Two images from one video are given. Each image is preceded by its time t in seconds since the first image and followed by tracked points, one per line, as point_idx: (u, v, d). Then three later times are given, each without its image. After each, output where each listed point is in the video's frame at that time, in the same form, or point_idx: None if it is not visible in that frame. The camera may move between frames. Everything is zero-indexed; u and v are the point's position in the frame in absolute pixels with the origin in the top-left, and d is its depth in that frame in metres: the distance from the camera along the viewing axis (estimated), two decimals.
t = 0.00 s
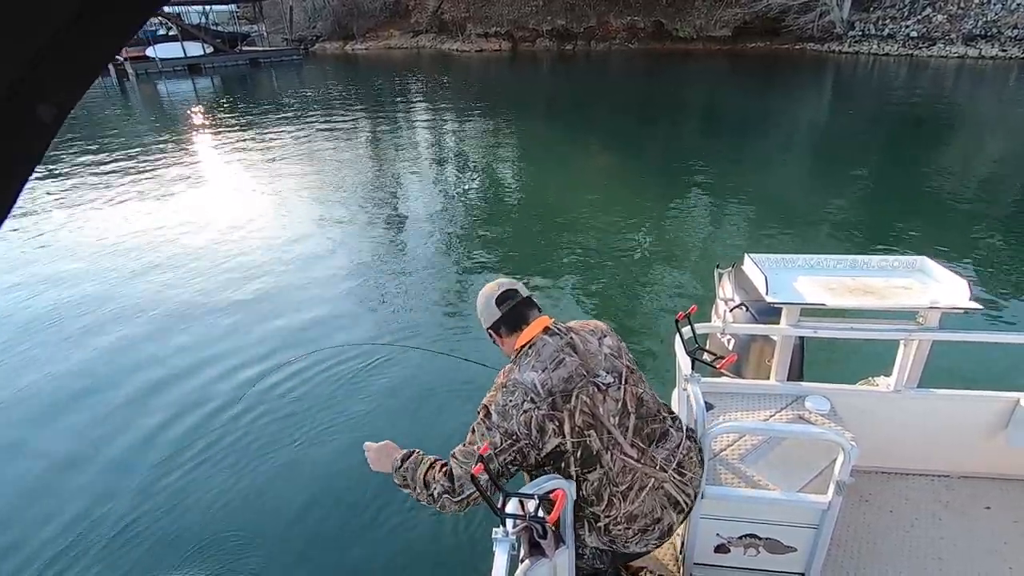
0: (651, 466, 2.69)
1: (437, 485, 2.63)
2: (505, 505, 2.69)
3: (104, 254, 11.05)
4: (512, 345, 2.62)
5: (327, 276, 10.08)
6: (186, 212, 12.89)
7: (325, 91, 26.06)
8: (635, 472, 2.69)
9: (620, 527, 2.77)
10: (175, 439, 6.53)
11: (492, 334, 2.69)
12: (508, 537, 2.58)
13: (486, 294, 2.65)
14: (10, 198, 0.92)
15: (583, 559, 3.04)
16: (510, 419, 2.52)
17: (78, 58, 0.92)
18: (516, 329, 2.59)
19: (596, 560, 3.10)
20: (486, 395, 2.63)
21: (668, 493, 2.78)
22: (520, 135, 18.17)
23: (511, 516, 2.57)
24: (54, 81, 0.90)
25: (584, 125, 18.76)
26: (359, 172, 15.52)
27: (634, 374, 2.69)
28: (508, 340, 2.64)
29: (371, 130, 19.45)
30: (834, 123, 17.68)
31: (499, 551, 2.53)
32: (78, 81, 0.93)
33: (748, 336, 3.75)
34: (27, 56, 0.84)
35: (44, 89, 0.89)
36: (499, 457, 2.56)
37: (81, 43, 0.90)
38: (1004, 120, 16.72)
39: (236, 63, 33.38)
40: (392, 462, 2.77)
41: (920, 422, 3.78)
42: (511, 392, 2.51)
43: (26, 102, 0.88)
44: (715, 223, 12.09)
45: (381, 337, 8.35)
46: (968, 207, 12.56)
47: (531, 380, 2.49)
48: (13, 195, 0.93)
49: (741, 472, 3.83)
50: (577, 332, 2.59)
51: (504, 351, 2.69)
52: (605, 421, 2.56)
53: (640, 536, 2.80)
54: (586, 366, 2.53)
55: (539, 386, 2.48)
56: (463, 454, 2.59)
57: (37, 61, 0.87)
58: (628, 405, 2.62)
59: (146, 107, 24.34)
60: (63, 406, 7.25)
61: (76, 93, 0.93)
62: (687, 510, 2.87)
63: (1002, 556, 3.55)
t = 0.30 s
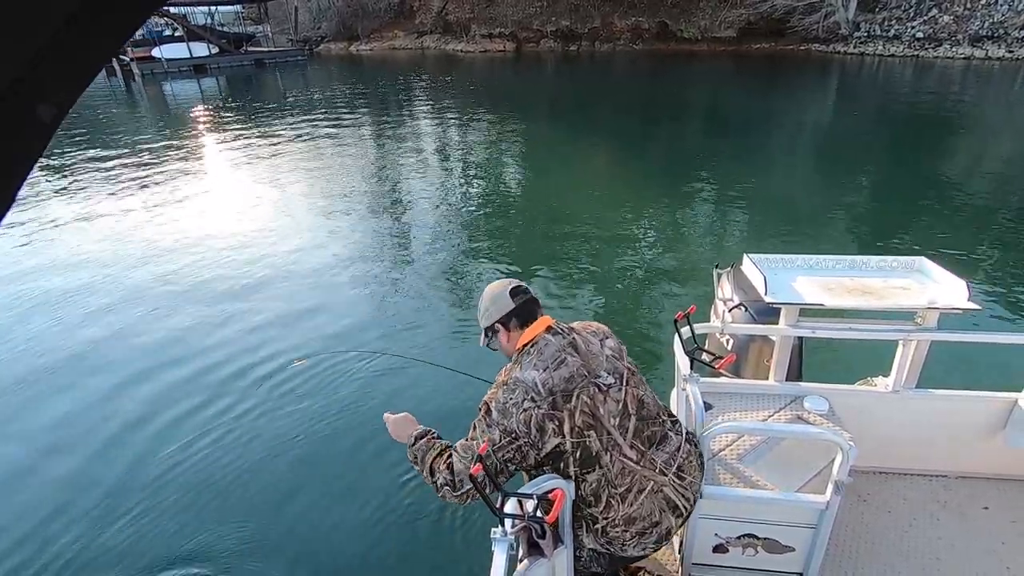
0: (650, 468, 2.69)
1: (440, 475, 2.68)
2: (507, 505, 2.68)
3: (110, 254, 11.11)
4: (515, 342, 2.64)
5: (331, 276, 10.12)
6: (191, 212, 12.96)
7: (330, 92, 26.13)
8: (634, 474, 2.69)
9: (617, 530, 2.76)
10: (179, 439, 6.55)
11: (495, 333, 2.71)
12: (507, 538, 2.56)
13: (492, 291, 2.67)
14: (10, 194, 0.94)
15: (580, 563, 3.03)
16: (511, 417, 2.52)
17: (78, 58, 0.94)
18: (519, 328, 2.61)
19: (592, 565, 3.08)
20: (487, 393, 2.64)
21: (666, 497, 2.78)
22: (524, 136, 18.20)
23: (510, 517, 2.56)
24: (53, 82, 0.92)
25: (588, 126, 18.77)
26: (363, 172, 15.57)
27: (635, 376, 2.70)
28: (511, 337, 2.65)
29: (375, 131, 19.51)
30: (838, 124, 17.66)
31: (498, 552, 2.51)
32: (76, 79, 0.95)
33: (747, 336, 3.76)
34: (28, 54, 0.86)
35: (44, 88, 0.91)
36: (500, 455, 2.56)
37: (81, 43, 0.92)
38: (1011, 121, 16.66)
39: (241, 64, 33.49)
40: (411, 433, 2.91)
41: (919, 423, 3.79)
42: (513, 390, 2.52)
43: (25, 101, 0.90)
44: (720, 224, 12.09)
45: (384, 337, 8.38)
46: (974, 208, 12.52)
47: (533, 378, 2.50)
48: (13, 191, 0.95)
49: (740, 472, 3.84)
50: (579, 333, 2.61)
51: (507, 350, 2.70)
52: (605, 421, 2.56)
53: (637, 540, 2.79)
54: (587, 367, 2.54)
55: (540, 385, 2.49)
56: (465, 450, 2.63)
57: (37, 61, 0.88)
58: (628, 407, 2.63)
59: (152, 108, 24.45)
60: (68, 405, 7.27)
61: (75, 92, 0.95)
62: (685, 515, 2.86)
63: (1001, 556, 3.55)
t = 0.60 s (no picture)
0: (650, 470, 2.68)
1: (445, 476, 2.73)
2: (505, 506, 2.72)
3: (116, 253, 11.15)
4: (514, 345, 2.64)
5: (335, 276, 10.15)
6: (197, 212, 13.01)
7: (335, 92, 26.20)
8: (634, 475, 2.68)
9: (618, 531, 2.75)
10: (184, 439, 6.56)
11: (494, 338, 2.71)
12: (506, 538, 2.61)
13: (492, 295, 2.67)
14: (9, 194, 0.93)
15: (580, 564, 3.02)
16: (511, 421, 2.54)
17: (78, 58, 0.92)
18: (517, 333, 2.62)
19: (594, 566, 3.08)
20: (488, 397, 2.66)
21: (667, 499, 2.76)
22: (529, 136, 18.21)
23: (509, 517, 2.62)
24: (53, 82, 0.91)
25: (592, 126, 18.77)
26: (368, 172, 15.61)
27: (634, 377, 2.69)
28: (511, 341, 2.65)
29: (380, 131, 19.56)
30: (844, 125, 17.63)
31: (497, 552, 2.55)
32: (76, 78, 0.93)
33: (746, 337, 3.76)
34: (30, 52, 0.86)
35: (43, 88, 0.90)
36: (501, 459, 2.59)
37: (81, 44, 0.91)
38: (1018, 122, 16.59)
39: (247, 64, 33.60)
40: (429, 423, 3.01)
41: (920, 424, 3.78)
42: (512, 393, 2.53)
43: (23, 101, 0.89)
44: (724, 225, 12.08)
45: (388, 336, 8.41)
46: (981, 209, 12.48)
47: (532, 381, 2.50)
48: (13, 190, 0.94)
49: (739, 472, 3.85)
50: (578, 336, 2.60)
51: (506, 354, 2.71)
52: (605, 423, 2.55)
53: (638, 541, 2.78)
54: (586, 369, 2.53)
55: (539, 388, 2.49)
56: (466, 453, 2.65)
57: (37, 60, 0.88)
58: (628, 409, 2.62)
59: (158, 108, 24.56)
60: (73, 404, 7.29)
61: (75, 93, 0.94)
62: (686, 517, 2.84)
63: (1000, 557, 3.55)
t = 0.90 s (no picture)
0: (648, 470, 2.68)
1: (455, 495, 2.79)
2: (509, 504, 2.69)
3: (122, 252, 11.21)
4: (509, 352, 2.64)
5: (340, 275, 10.19)
6: (203, 211, 13.07)
7: (341, 91, 26.27)
8: (632, 476, 2.68)
9: (618, 532, 2.76)
10: (188, 438, 6.56)
11: (489, 345, 2.71)
12: (506, 539, 2.51)
13: (484, 302, 2.67)
14: (10, 196, 0.94)
15: (580, 565, 3.03)
16: (507, 429, 2.55)
17: (79, 58, 0.92)
18: (510, 340, 2.62)
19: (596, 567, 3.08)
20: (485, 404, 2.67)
21: (666, 498, 2.76)
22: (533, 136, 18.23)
23: (508, 517, 2.50)
24: (54, 81, 0.91)
25: (597, 126, 18.77)
26: (373, 172, 15.65)
27: (630, 377, 2.69)
28: (505, 348, 2.66)
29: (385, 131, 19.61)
30: (850, 125, 17.58)
31: (497, 553, 2.45)
32: (78, 78, 0.93)
33: (747, 337, 3.76)
34: (30, 51, 0.86)
35: (43, 87, 0.90)
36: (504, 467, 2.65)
37: (81, 43, 0.91)
38: None
39: (252, 64, 33.72)
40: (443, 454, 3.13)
41: (919, 424, 3.78)
42: (508, 401, 2.53)
43: (22, 99, 0.89)
44: (729, 225, 12.07)
45: (392, 334, 8.43)
46: (989, 209, 12.43)
47: (526, 388, 2.49)
48: (13, 191, 0.94)
49: (740, 473, 3.85)
50: (572, 339, 2.60)
51: (501, 361, 2.71)
52: (601, 425, 2.56)
53: (638, 542, 2.79)
54: (580, 372, 2.52)
55: (534, 394, 2.49)
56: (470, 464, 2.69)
57: (34, 61, 0.87)
58: (624, 409, 2.62)
59: (164, 108, 24.68)
60: (78, 402, 7.29)
61: (75, 94, 0.93)
62: (686, 516, 2.85)
63: (1000, 558, 3.54)
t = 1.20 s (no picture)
0: (648, 469, 2.66)
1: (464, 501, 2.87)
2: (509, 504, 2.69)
3: (127, 249, 11.26)
4: (504, 360, 2.64)
5: (344, 273, 10.21)
6: (208, 209, 13.11)
7: (346, 90, 26.32)
8: (632, 475, 2.67)
9: (620, 532, 2.75)
10: (192, 434, 6.59)
11: (486, 353, 2.71)
12: (508, 539, 2.49)
13: (478, 311, 2.67)
14: (15, 191, 1.01)
15: (584, 565, 3.02)
16: (506, 437, 2.57)
17: (78, 59, 1.01)
18: (505, 348, 2.62)
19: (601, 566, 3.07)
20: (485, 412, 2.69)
21: (667, 496, 2.75)
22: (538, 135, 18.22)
23: (512, 515, 2.47)
24: (54, 81, 0.99)
25: (603, 126, 18.74)
26: (378, 171, 15.67)
27: (626, 376, 2.67)
28: (501, 356, 2.66)
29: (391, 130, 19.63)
30: (856, 124, 17.52)
31: (500, 553, 2.44)
32: (79, 78, 1.02)
33: (748, 337, 3.74)
34: (30, 49, 0.93)
35: (46, 86, 0.98)
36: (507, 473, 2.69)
37: (81, 44, 0.99)
38: None
39: (258, 63, 33.80)
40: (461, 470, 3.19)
41: (923, 423, 3.75)
42: (505, 409, 2.55)
43: (26, 99, 0.97)
44: (734, 225, 12.05)
45: (395, 332, 8.44)
46: (996, 209, 12.38)
47: (522, 395, 2.50)
48: (18, 187, 1.02)
49: (743, 473, 3.83)
50: (566, 342, 2.59)
51: (500, 368, 2.72)
52: (598, 427, 2.54)
53: (641, 541, 2.78)
54: (575, 376, 2.51)
55: (530, 401, 2.49)
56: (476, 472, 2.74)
57: (36, 60, 0.95)
58: (621, 409, 2.60)
59: (170, 106, 24.75)
60: (82, 397, 7.32)
61: (75, 93, 1.02)
62: (688, 513, 2.83)
63: (1004, 558, 3.52)
